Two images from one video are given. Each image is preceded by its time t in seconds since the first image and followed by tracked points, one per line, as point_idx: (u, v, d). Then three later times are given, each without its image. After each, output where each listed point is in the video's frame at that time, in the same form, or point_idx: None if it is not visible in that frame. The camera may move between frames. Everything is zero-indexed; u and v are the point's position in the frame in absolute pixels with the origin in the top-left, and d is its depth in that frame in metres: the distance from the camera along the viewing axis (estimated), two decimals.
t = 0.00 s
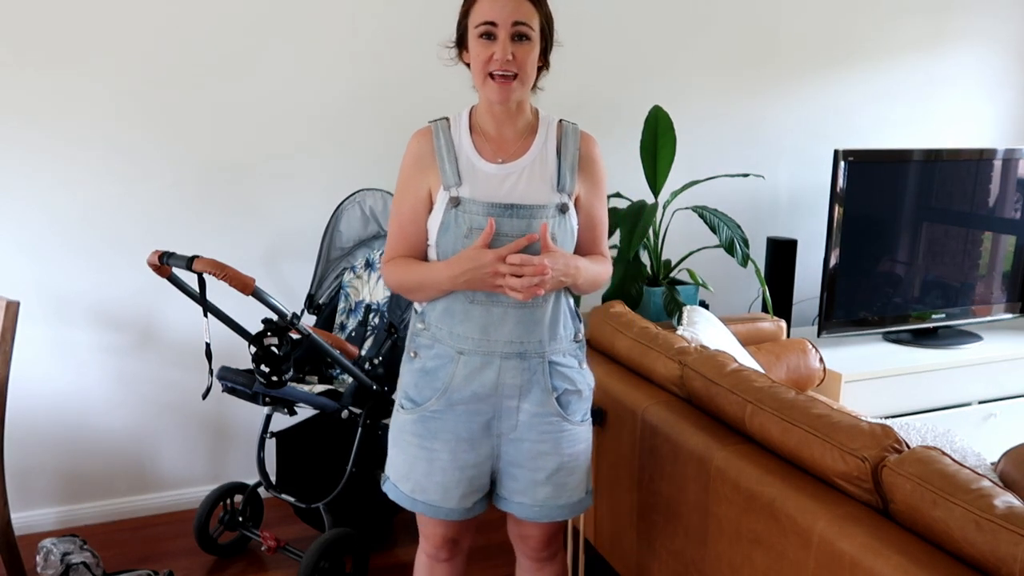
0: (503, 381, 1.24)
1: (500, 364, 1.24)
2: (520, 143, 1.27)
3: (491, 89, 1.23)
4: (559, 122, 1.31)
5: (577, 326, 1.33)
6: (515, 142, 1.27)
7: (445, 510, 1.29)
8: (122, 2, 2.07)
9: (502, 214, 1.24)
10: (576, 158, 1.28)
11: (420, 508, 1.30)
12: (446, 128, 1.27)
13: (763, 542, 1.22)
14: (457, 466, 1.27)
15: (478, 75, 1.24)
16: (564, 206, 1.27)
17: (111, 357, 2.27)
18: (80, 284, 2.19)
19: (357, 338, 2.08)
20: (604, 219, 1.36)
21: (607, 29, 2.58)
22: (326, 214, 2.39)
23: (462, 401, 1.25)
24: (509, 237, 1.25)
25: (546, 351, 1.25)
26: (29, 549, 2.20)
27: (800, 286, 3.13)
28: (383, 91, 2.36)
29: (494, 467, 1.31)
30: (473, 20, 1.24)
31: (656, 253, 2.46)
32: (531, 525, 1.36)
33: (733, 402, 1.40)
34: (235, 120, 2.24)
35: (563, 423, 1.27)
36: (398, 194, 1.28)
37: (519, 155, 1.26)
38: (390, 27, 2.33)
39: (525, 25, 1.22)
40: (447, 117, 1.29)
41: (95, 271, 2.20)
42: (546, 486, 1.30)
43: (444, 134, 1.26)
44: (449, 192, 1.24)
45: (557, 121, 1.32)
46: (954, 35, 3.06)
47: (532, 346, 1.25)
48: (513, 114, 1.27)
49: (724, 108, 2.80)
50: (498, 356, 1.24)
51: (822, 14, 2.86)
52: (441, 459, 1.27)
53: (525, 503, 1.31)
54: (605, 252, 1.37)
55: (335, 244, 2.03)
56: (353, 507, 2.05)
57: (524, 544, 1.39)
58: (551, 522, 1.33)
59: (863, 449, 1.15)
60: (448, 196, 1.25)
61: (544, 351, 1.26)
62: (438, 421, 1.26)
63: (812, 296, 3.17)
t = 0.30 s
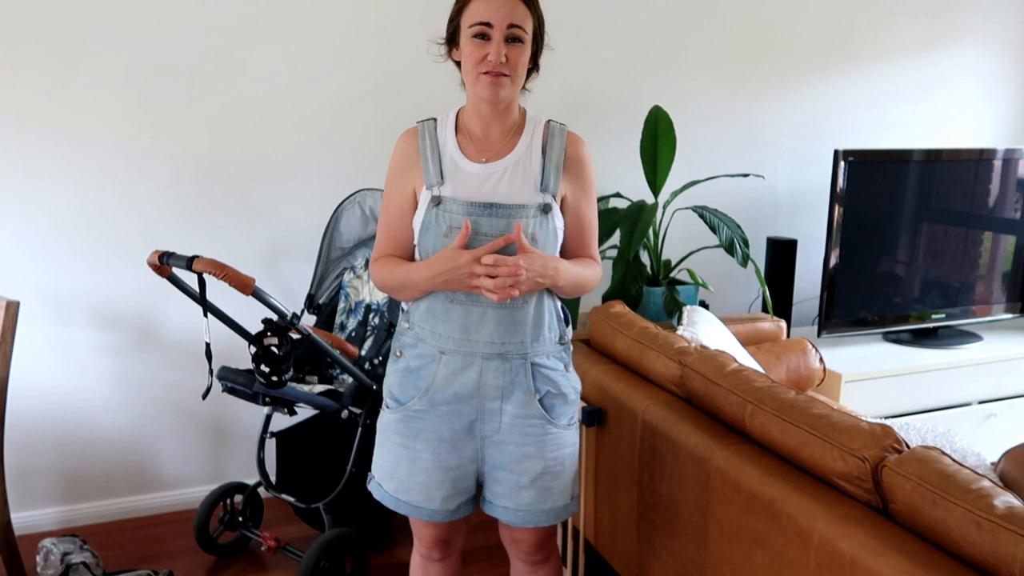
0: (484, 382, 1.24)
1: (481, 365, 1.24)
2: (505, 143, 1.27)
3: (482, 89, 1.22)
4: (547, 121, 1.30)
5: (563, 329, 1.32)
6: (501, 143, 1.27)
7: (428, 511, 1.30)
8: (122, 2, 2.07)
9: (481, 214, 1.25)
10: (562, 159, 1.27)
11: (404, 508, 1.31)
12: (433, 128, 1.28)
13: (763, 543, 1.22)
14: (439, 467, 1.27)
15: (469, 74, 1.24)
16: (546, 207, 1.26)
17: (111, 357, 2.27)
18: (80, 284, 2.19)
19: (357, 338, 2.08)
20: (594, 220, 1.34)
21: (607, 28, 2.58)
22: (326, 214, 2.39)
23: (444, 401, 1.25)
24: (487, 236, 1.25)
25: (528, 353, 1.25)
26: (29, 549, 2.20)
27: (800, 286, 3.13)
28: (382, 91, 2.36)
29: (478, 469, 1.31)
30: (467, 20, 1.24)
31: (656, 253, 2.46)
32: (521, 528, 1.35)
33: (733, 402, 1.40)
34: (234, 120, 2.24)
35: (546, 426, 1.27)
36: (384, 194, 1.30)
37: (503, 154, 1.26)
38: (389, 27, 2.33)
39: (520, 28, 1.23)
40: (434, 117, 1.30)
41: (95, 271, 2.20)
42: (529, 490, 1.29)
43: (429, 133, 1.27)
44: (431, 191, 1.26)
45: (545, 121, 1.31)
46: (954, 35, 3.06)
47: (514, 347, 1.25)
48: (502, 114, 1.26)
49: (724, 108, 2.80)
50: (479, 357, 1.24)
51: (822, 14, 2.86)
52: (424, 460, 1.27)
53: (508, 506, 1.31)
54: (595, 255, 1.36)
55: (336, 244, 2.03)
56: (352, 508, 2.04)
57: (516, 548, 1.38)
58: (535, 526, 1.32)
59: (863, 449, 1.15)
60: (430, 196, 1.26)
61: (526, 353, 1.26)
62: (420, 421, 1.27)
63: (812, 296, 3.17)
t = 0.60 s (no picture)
0: (477, 382, 1.24)
1: (474, 366, 1.24)
2: (495, 143, 1.27)
3: (469, 84, 1.23)
4: (537, 121, 1.30)
5: (557, 330, 1.32)
6: (490, 142, 1.27)
7: (420, 511, 1.30)
8: (122, 2, 2.07)
9: (473, 214, 1.24)
10: (552, 158, 1.27)
11: (397, 509, 1.31)
12: (423, 128, 1.28)
13: (763, 543, 1.22)
14: (433, 467, 1.27)
15: (458, 69, 1.24)
16: (538, 207, 1.26)
17: (111, 357, 2.27)
18: (80, 285, 2.19)
19: (357, 338, 2.08)
20: (584, 220, 1.35)
21: (607, 28, 2.58)
22: (326, 214, 2.39)
23: (437, 402, 1.25)
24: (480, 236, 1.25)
25: (522, 353, 1.25)
26: (29, 549, 2.20)
27: (800, 286, 3.13)
28: (382, 91, 2.36)
29: (471, 470, 1.30)
30: (456, 14, 1.24)
31: (656, 253, 2.46)
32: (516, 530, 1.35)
33: (733, 402, 1.40)
34: (234, 120, 2.24)
35: (539, 428, 1.27)
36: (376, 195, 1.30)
37: (494, 155, 1.26)
38: (389, 27, 2.33)
39: (507, 23, 1.23)
40: (425, 117, 1.30)
41: (95, 271, 2.20)
42: (522, 492, 1.29)
43: (420, 134, 1.27)
44: (423, 192, 1.26)
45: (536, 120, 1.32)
46: (954, 35, 3.06)
47: (507, 348, 1.25)
48: (491, 113, 1.27)
49: (724, 108, 2.80)
50: (472, 357, 1.24)
51: (822, 14, 2.86)
52: (417, 460, 1.27)
53: (501, 508, 1.31)
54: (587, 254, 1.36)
55: (336, 244, 2.03)
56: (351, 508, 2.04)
57: (512, 549, 1.38)
58: (529, 528, 1.32)
59: (863, 450, 1.15)
60: (422, 196, 1.26)
61: (520, 354, 1.26)
62: (413, 422, 1.27)
63: (812, 296, 3.17)
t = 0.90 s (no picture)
0: (480, 382, 1.24)
1: (476, 366, 1.24)
2: (493, 144, 1.28)
3: (463, 88, 1.23)
4: (534, 120, 1.30)
5: (557, 327, 1.33)
6: (486, 144, 1.28)
7: (423, 512, 1.30)
8: (122, 3, 2.07)
9: (474, 214, 1.24)
10: (551, 157, 1.28)
11: (399, 510, 1.31)
12: (420, 129, 1.27)
13: (764, 543, 1.22)
14: (435, 467, 1.27)
15: (452, 73, 1.24)
16: (538, 206, 1.27)
17: (111, 357, 2.27)
18: (80, 285, 2.19)
19: (357, 338, 2.08)
20: (582, 217, 1.35)
21: (607, 28, 2.58)
22: (326, 214, 2.39)
23: (440, 402, 1.25)
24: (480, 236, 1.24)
25: (523, 352, 1.25)
26: (29, 549, 2.20)
27: (800, 287, 3.13)
28: (382, 91, 2.36)
29: (473, 469, 1.30)
30: (450, 17, 1.23)
31: (656, 253, 2.46)
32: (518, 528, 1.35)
33: (733, 402, 1.40)
34: (234, 120, 2.24)
35: (542, 425, 1.27)
36: (373, 196, 1.30)
37: (492, 155, 1.26)
38: (389, 28, 2.33)
39: (501, 26, 1.22)
40: (421, 118, 1.29)
41: (95, 271, 2.20)
42: (526, 489, 1.29)
43: (417, 135, 1.27)
44: (422, 193, 1.25)
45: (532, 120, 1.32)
46: (954, 35, 3.06)
47: (509, 346, 1.25)
48: (486, 116, 1.27)
49: (724, 108, 2.80)
50: (474, 357, 1.24)
51: (822, 14, 2.86)
52: (420, 461, 1.27)
53: (505, 506, 1.31)
54: (586, 251, 1.36)
55: (335, 244, 2.03)
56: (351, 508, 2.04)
57: (513, 548, 1.38)
58: (532, 525, 1.33)
59: (863, 449, 1.15)
60: (422, 197, 1.25)
61: (522, 352, 1.26)
62: (416, 422, 1.27)
63: (812, 296, 3.17)
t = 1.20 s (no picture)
0: (485, 381, 1.24)
1: (481, 365, 1.24)
2: (493, 144, 1.28)
3: (464, 88, 1.23)
4: (533, 120, 1.30)
5: (559, 326, 1.33)
6: (487, 145, 1.28)
7: (428, 512, 1.30)
8: (122, 3, 2.07)
9: (477, 215, 1.24)
10: (551, 156, 1.28)
11: (404, 511, 1.31)
12: (420, 130, 1.27)
13: (764, 543, 1.22)
14: (440, 467, 1.27)
15: (453, 73, 1.23)
16: (540, 205, 1.27)
17: (111, 357, 2.27)
18: (80, 284, 2.19)
19: (358, 338, 2.08)
20: (582, 216, 1.36)
21: (607, 28, 2.58)
22: (325, 214, 2.40)
23: (444, 402, 1.25)
24: (484, 237, 1.25)
25: (527, 351, 1.25)
26: (29, 549, 2.20)
27: (800, 287, 3.13)
28: (382, 91, 2.36)
29: (478, 469, 1.30)
30: (450, 18, 1.24)
31: (656, 253, 2.46)
32: (522, 527, 1.35)
33: (733, 402, 1.40)
34: (234, 120, 2.24)
35: (547, 423, 1.27)
36: (374, 197, 1.30)
37: (493, 155, 1.26)
38: (389, 28, 2.33)
39: (502, 27, 1.22)
40: (420, 119, 1.29)
41: (95, 271, 2.20)
42: (531, 488, 1.29)
43: (417, 136, 1.26)
44: (424, 194, 1.25)
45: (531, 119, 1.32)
46: (954, 35, 3.06)
47: (513, 346, 1.25)
48: (486, 116, 1.27)
49: (724, 108, 2.80)
50: (478, 357, 1.24)
51: (822, 14, 2.86)
52: (424, 461, 1.27)
53: (510, 505, 1.31)
54: (586, 250, 1.36)
55: (335, 244, 2.03)
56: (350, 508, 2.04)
57: (515, 547, 1.39)
58: (537, 524, 1.33)
59: (863, 449, 1.15)
60: (424, 198, 1.25)
61: (526, 351, 1.26)
62: (421, 423, 1.26)
63: (812, 296, 3.17)
